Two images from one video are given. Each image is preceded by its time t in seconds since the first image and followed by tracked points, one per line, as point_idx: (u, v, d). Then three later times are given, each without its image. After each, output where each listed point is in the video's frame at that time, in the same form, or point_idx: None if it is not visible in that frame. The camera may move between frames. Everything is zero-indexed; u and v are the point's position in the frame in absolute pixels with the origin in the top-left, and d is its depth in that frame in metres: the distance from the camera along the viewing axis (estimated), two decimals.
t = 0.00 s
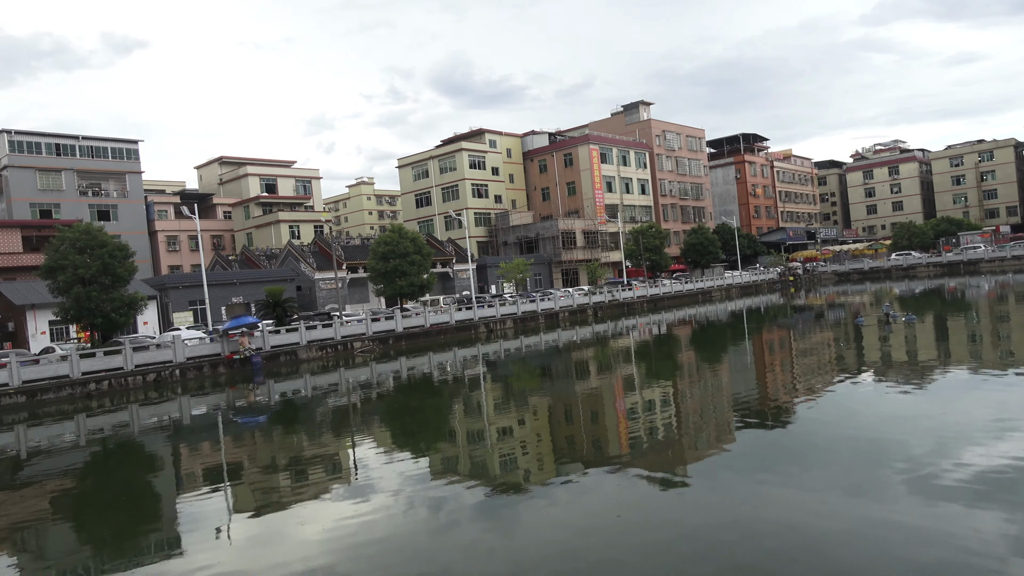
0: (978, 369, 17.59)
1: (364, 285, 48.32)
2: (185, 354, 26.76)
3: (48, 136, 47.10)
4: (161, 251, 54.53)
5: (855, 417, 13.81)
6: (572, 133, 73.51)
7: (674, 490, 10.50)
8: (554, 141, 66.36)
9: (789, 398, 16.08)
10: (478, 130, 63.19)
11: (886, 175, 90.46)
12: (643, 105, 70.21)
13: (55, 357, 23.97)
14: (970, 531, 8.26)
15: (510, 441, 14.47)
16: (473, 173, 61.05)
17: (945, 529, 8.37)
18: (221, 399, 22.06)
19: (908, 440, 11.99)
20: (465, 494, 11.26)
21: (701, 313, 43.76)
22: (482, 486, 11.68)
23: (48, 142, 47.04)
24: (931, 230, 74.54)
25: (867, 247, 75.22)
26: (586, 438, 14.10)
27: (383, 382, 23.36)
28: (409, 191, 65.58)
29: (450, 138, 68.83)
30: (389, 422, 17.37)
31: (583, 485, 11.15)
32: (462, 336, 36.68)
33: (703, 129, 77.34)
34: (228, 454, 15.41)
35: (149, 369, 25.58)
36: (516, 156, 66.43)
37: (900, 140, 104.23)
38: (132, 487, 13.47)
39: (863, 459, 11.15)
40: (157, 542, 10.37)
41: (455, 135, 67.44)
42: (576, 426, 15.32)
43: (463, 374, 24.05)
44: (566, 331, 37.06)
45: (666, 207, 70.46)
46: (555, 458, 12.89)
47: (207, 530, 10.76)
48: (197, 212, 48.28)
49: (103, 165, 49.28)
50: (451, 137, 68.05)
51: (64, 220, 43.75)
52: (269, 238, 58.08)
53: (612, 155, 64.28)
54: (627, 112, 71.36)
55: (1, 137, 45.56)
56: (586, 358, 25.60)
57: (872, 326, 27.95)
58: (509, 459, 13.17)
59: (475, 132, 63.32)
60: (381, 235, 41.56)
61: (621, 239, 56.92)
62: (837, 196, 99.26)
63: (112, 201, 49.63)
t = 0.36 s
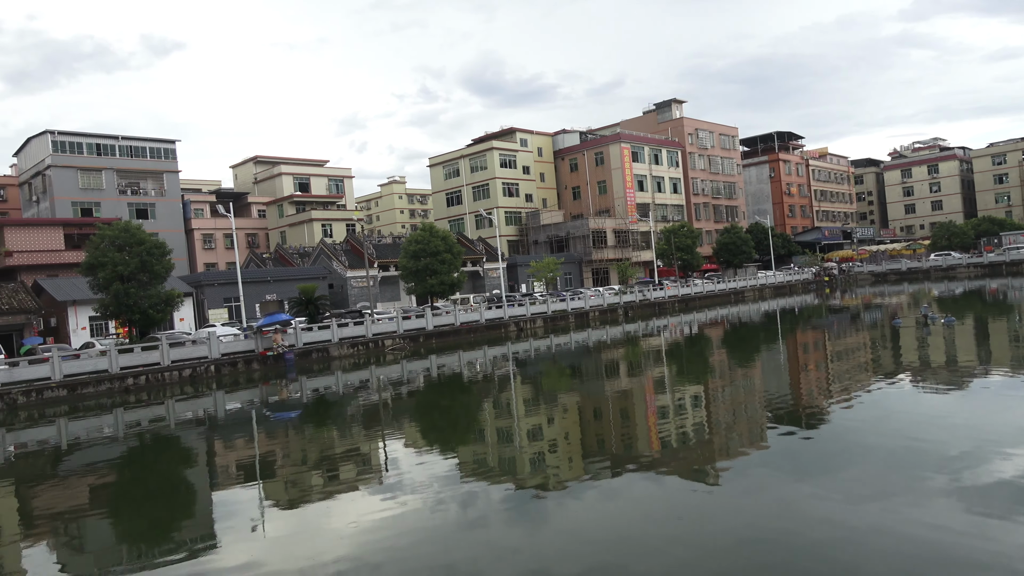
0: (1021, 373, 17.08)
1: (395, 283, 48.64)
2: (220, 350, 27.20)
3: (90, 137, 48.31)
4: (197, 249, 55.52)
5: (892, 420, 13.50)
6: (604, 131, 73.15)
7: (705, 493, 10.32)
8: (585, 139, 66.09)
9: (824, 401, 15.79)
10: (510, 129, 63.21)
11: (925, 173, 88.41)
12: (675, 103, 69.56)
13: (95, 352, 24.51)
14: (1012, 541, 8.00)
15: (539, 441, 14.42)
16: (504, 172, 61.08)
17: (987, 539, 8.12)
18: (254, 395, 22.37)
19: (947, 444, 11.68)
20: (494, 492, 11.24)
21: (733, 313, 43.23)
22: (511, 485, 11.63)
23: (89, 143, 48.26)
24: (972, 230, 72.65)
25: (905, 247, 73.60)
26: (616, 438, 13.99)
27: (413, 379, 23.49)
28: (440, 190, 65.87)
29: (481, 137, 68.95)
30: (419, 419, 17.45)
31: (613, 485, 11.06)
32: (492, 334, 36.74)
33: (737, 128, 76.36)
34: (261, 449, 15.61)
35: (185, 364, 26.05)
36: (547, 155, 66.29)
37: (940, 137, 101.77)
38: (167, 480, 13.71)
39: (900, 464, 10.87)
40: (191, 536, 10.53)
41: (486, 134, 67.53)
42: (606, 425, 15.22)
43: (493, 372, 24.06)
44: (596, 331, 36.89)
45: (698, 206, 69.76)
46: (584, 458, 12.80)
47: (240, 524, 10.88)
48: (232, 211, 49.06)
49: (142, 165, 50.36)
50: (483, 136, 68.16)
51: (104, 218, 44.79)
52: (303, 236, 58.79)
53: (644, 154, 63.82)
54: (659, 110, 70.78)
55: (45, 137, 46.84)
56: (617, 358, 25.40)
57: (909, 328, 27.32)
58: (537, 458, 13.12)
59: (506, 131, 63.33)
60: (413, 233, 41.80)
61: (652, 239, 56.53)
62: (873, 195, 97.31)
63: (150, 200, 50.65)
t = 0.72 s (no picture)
0: None
1: (425, 282, 48.90)
2: (254, 347, 27.61)
3: (128, 138, 49.44)
4: (232, 248, 56.41)
5: (930, 423, 13.17)
6: (634, 130, 72.67)
7: (738, 495, 10.19)
8: (616, 137, 65.72)
9: (859, 402, 15.48)
10: (540, 128, 63.12)
11: (965, 170, 86.27)
12: (707, 100, 68.85)
13: (133, 349, 25.05)
14: None
15: (569, 440, 14.35)
16: (534, 171, 61.02)
17: None
18: (287, 392, 22.70)
19: (988, 449, 11.36)
20: (523, 491, 11.25)
21: (766, 312, 42.62)
22: (542, 484, 11.59)
23: (128, 143, 49.38)
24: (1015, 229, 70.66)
25: (944, 246, 71.91)
26: (645, 438, 13.90)
27: (443, 378, 23.59)
28: (470, 189, 66.07)
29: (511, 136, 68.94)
30: (450, 418, 17.52)
31: (643, 486, 10.99)
32: (521, 333, 36.75)
33: (770, 125, 75.30)
34: (293, 445, 15.81)
35: (220, 361, 26.51)
36: (577, 153, 66.07)
37: (980, 134, 99.20)
38: (203, 474, 13.96)
39: (939, 469, 10.61)
40: (226, 530, 10.69)
41: (517, 132, 67.53)
42: (637, 425, 15.12)
43: (522, 371, 24.07)
44: (626, 330, 36.69)
45: (731, 204, 68.98)
46: (614, 457, 12.73)
47: (274, 518, 11.03)
48: (266, 210, 49.77)
49: (178, 165, 51.34)
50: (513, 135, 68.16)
51: (142, 218, 45.75)
52: (335, 235, 59.39)
53: (676, 152, 63.29)
54: (691, 108, 70.10)
55: (86, 139, 48.05)
56: (647, 358, 25.23)
57: (947, 328, 26.69)
58: (568, 457, 13.09)
59: (536, 130, 63.26)
60: (443, 232, 41.98)
61: (684, 238, 56.04)
62: (911, 193, 95.26)
63: (186, 199, 51.60)
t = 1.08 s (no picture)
0: None
1: (456, 280, 49.07)
2: (288, 344, 27.98)
3: (166, 137, 50.42)
4: (266, 246, 57.17)
5: (971, 425, 12.83)
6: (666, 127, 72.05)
7: (769, 497, 10.02)
8: (647, 135, 65.20)
9: (897, 404, 15.13)
10: (571, 125, 62.88)
11: (1008, 167, 83.94)
12: (741, 97, 67.98)
13: (170, 344, 25.52)
14: None
15: (599, 439, 14.27)
16: (565, 169, 60.82)
17: None
18: (320, 388, 22.96)
19: None
20: (554, 490, 11.20)
21: (800, 312, 41.94)
22: (571, 483, 11.54)
23: (165, 143, 50.36)
24: None
25: (986, 244, 70.06)
26: (676, 438, 13.76)
27: (474, 375, 23.65)
28: (501, 187, 66.13)
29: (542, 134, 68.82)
30: (480, 415, 17.55)
31: (673, 486, 10.88)
32: (552, 331, 36.70)
33: (805, 121, 74.05)
34: (325, 441, 15.95)
35: (254, 357, 26.90)
36: (608, 151, 65.69)
37: None
38: (236, 469, 14.17)
39: (978, 472, 10.33)
40: (259, 523, 10.82)
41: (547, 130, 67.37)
42: (668, 425, 14.98)
43: (552, 369, 24.02)
44: (658, 329, 36.40)
45: (764, 202, 68.04)
46: (644, 457, 12.63)
47: (306, 513, 11.16)
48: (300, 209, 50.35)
49: (214, 164, 52.21)
50: (543, 133, 68.02)
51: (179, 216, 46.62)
52: (366, 233, 59.87)
53: (708, 149, 62.60)
54: (724, 105, 69.26)
55: (125, 139, 49.11)
56: (678, 357, 25.00)
57: (988, 329, 26.00)
58: (598, 456, 13.02)
59: (567, 128, 63.02)
60: (474, 230, 42.08)
61: (716, 236, 55.41)
62: (951, 190, 92.99)
63: (222, 198, 52.45)
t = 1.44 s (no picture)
0: None
1: (501, 277, 49.18)
2: (337, 341, 28.39)
3: (219, 139, 51.72)
4: (315, 244, 58.17)
5: None
6: (714, 122, 70.92)
7: (822, 499, 9.75)
8: (695, 131, 64.26)
9: (957, 405, 14.59)
10: (616, 122, 62.39)
11: None
12: (791, 90, 66.52)
13: (224, 341, 26.17)
14: None
15: (646, 438, 14.09)
16: (610, 166, 60.37)
17: None
18: (368, 384, 23.28)
19: None
20: (600, 488, 11.12)
21: (854, 310, 40.82)
22: (617, 482, 11.42)
23: (219, 144, 51.67)
24: None
25: None
26: (725, 438, 13.51)
27: (519, 373, 23.66)
28: (546, 185, 66.03)
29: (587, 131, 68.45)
30: (526, 413, 17.54)
31: (722, 486, 10.70)
32: (598, 329, 36.50)
33: (858, 115, 72.03)
34: (373, 437, 16.13)
35: (305, 353, 27.39)
36: (654, 147, 64.94)
37: None
38: (288, 462, 14.43)
39: None
40: (310, 517, 10.99)
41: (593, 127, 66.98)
42: (717, 425, 14.72)
43: (598, 367, 23.88)
44: (706, 327, 35.88)
45: (816, 198, 66.45)
46: (692, 457, 12.43)
47: (354, 507, 11.28)
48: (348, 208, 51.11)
49: (265, 164, 53.35)
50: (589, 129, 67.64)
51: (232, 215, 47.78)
52: (412, 231, 60.43)
53: (758, 145, 61.41)
54: (774, 99, 67.83)
55: (180, 141, 50.55)
56: (727, 356, 24.59)
57: None
58: (645, 455, 12.87)
59: (613, 124, 62.53)
60: (519, 228, 42.09)
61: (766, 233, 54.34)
62: (1014, 185, 89.36)
63: (273, 197, 53.55)
